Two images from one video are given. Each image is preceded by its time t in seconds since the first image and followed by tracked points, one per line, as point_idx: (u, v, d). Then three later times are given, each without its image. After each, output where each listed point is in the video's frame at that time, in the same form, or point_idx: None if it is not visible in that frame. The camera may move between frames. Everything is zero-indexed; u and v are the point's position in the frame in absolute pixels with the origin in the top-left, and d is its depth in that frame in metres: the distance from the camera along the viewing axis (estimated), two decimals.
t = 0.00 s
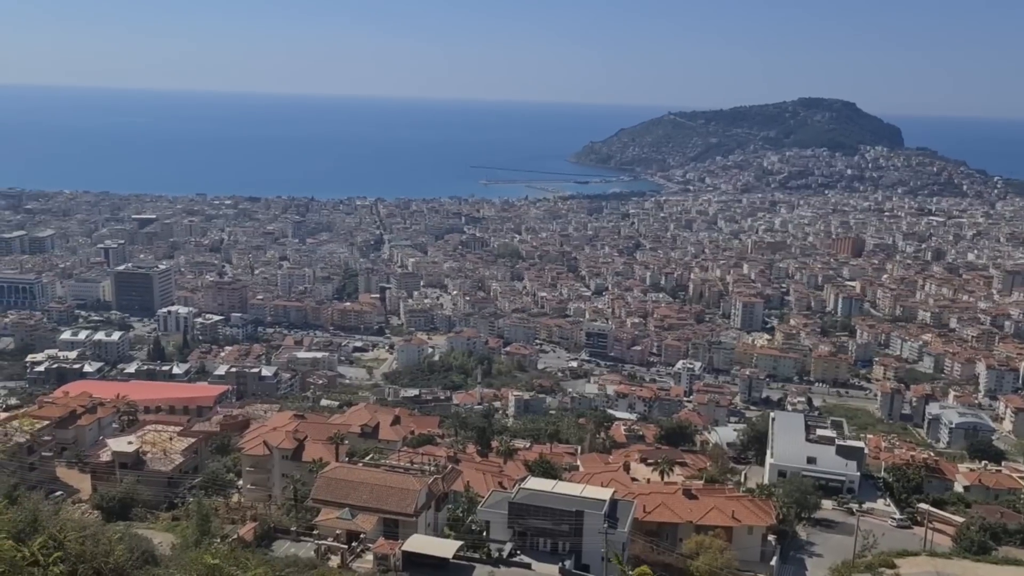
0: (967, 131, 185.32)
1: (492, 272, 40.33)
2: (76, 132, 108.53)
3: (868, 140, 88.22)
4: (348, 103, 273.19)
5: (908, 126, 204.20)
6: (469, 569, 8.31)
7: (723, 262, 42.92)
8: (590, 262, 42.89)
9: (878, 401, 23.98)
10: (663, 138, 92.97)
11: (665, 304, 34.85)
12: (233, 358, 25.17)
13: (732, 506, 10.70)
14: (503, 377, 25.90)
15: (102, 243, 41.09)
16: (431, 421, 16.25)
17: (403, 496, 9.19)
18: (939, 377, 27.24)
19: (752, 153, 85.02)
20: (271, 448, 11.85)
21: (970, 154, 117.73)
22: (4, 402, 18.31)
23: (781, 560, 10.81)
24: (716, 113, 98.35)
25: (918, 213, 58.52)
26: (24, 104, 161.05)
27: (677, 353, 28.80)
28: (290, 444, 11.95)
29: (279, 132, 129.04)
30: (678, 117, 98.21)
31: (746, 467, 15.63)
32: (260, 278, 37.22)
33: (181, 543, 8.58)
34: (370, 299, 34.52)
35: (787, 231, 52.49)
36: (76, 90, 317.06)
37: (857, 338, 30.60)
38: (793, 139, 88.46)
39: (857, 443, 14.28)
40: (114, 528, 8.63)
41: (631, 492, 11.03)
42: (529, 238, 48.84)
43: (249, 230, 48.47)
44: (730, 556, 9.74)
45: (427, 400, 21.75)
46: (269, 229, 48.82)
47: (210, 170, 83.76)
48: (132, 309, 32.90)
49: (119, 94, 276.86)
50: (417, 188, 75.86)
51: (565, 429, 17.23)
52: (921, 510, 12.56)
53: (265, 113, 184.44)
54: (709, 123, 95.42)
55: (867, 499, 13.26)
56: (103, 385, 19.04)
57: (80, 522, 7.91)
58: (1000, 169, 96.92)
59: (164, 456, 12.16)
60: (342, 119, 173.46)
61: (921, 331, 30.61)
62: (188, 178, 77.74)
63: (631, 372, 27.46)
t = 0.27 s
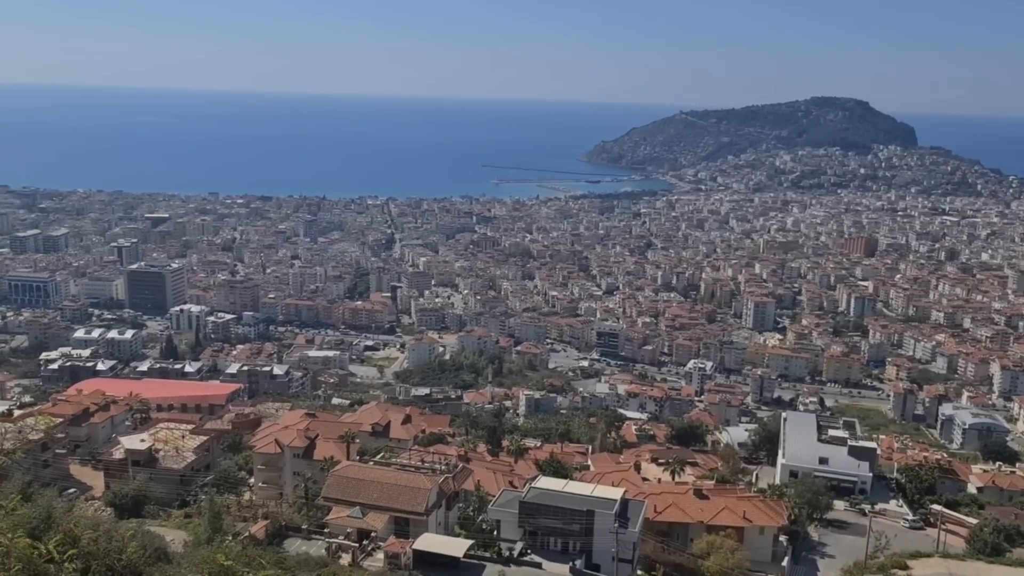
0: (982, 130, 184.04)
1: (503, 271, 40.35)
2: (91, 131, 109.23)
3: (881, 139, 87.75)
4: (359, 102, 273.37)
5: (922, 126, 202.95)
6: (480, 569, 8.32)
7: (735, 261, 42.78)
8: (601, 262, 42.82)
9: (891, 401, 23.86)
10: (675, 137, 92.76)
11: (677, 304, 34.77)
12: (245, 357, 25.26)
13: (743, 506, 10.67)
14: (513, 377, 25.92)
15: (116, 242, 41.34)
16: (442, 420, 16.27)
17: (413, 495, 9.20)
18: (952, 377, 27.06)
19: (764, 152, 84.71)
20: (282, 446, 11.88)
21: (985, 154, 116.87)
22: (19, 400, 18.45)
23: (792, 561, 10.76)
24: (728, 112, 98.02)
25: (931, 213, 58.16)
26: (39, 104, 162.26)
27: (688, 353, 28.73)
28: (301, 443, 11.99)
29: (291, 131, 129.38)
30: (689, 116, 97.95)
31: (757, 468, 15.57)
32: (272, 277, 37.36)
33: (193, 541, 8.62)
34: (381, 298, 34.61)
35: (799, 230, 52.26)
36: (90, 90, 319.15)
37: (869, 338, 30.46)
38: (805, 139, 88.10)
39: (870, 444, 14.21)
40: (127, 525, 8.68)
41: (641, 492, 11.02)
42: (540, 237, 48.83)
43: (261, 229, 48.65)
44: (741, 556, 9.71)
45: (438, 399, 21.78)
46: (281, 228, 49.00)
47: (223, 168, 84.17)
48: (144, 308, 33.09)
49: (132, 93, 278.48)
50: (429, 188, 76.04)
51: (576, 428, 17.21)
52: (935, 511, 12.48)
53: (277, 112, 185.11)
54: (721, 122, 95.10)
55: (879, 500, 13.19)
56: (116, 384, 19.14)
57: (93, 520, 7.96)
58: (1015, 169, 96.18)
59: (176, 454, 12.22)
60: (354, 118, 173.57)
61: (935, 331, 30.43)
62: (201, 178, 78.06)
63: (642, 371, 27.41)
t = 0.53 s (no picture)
0: (998, 130, 182.61)
1: (516, 270, 40.37)
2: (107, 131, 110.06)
3: (896, 139, 87.22)
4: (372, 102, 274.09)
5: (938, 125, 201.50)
6: (492, 568, 8.33)
7: (748, 261, 42.63)
8: (613, 261, 42.77)
9: (905, 403, 23.71)
10: (688, 137, 92.51)
11: (689, 304, 34.67)
12: (258, 356, 25.38)
13: (756, 507, 10.64)
14: (526, 376, 25.93)
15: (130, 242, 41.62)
16: (454, 419, 16.30)
17: (425, 493, 9.23)
18: (967, 379, 26.87)
19: (778, 152, 84.36)
20: (295, 445, 11.92)
21: (1001, 153, 115.90)
22: (35, 398, 18.61)
23: (805, 563, 10.72)
24: (741, 112, 97.64)
25: (946, 213, 57.76)
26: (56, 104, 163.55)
27: (701, 354, 28.65)
28: (314, 441, 12.03)
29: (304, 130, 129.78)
30: (703, 116, 97.65)
31: (770, 469, 15.51)
32: (285, 276, 37.51)
33: (206, 538, 8.67)
34: (393, 297, 34.69)
35: (813, 231, 52.01)
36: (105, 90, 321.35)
37: (884, 339, 30.29)
38: (819, 138, 87.65)
39: (884, 445, 14.13)
40: (141, 523, 8.74)
41: (653, 492, 11.00)
42: (552, 237, 48.83)
43: (275, 229, 48.87)
44: (754, 557, 9.69)
45: (450, 399, 21.81)
46: (294, 227, 49.20)
47: (237, 168, 84.64)
48: (159, 306, 33.30)
49: (146, 93, 280.24)
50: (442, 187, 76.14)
51: (588, 428, 17.20)
52: (950, 513, 12.40)
53: (291, 112, 185.89)
54: (734, 122, 94.77)
55: (893, 501, 13.12)
56: (131, 382, 19.27)
57: (107, 517, 8.02)
58: None
59: (190, 452, 12.29)
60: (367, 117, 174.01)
61: (950, 332, 30.22)
62: (216, 177, 78.42)
63: (654, 371, 27.36)
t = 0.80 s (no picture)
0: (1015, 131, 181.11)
1: (528, 271, 40.37)
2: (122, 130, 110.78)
3: (911, 140, 86.67)
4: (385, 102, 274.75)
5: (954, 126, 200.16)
6: (503, 568, 8.34)
7: (761, 262, 42.47)
8: (625, 262, 42.71)
9: (919, 405, 23.56)
10: (702, 137, 92.26)
11: (702, 305, 34.58)
12: (271, 355, 25.49)
13: (768, 509, 10.59)
14: (537, 377, 25.93)
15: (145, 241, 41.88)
16: (466, 419, 16.32)
17: (437, 493, 9.24)
18: (982, 381, 26.66)
19: (791, 152, 83.98)
20: (308, 444, 11.97)
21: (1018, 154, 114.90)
22: (51, 396, 18.75)
23: (817, 565, 10.68)
24: (755, 112, 97.25)
25: (962, 214, 57.35)
26: (72, 104, 164.70)
27: (713, 355, 28.55)
28: (326, 440, 12.07)
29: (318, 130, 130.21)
30: (716, 116, 97.33)
31: (783, 471, 15.46)
32: (298, 275, 37.66)
33: (219, 537, 8.70)
34: (406, 297, 34.77)
35: (827, 232, 51.75)
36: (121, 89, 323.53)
37: (898, 341, 30.11)
38: (833, 139, 87.17)
39: (898, 447, 14.04)
40: (155, 521, 8.80)
41: (665, 493, 10.98)
42: (565, 238, 48.82)
43: (288, 228, 49.08)
44: (766, 559, 9.65)
45: (462, 399, 21.84)
46: (307, 227, 49.39)
47: (252, 168, 85.03)
48: (172, 305, 33.50)
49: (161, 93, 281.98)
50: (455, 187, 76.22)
51: (600, 429, 17.19)
52: (964, 517, 12.31)
53: (304, 112, 186.60)
54: (748, 122, 94.42)
55: (907, 505, 13.04)
56: (144, 380, 19.39)
57: (122, 515, 8.08)
58: None
59: (203, 451, 12.36)
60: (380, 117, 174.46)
61: (965, 335, 30.01)
62: (230, 177, 78.78)
63: (666, 372, 27.31)
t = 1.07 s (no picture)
0: None
1: (541, 272, 40.38)
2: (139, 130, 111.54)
3: (927, 141, 86.07)
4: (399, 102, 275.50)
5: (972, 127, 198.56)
6: (516, 569, 8.34)
7: (776, 264, 42.29)
8: (639, 263, 42.64)
9: (935, 408, 23.39)
10: (716, 138, 91.98)
11: (716, 307, 34.46)
12: (286, 355, 25.61)
13: (782, 512, 10.55)
14: (550, 378, 25.94)
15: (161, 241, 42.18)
16: (479, 420, 16.34)
17: (449, 493, 9.26)
18: (999, 384, 26.45)
19: (807, 153, 83.56)
20: (321, 444, 12.02)
21: None
22: (68, 394, 18.92)
23: (832, 569, 10.63)
24: (770, 113, 96.81)
25: (979, 216, 56.89)
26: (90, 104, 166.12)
27: (727, 356, 28.43)
28: (340, 440, 12.12)
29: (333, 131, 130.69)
30: (731, 117, 96.99)
31: (797, 473, 15.39)
32: (313, 275, 37.82)
33: (233, 536, 8.76)
34: (419, 297, 34.85)
35: (842, 233, 51.47)
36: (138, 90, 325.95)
37: (914, 343, 29.91)
38: (849, 140, 86.67)
39: (913, 451, 13.95)
40: (170, 519, 8.88)
41: (678, 495, 10.96)
42: (579, 238, 48.79)
43: (303, 228, 49.30)
44: (780, 562, 9.61)
45: (475, 399, 21.87)
46: (322, 227, 49.59)
47: (268, 168, 85.43)
48: (188, 304, 33.72)
49: (178, 93, 283.90)
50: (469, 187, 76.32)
51: (613, 430, 17.18)
52: (980, 521, 12.22)
53: (319, 112, 187.36)
54: (763, 123, 94.01)
55: (922, 508, 12.95)
56: (160, 379, 19.54)
57: (138, 512, 8.15)
58: None
59: (218, 449, 12.43)
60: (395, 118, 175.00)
61: (982, 337, 29.77)
62: (246, 176, 79.22)
63: (679, 374, 27.24)
